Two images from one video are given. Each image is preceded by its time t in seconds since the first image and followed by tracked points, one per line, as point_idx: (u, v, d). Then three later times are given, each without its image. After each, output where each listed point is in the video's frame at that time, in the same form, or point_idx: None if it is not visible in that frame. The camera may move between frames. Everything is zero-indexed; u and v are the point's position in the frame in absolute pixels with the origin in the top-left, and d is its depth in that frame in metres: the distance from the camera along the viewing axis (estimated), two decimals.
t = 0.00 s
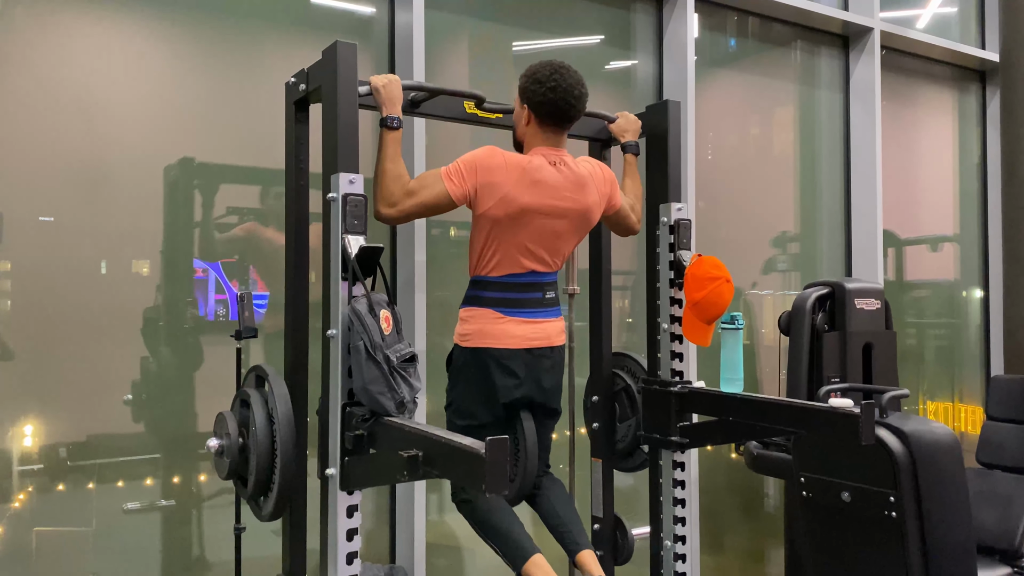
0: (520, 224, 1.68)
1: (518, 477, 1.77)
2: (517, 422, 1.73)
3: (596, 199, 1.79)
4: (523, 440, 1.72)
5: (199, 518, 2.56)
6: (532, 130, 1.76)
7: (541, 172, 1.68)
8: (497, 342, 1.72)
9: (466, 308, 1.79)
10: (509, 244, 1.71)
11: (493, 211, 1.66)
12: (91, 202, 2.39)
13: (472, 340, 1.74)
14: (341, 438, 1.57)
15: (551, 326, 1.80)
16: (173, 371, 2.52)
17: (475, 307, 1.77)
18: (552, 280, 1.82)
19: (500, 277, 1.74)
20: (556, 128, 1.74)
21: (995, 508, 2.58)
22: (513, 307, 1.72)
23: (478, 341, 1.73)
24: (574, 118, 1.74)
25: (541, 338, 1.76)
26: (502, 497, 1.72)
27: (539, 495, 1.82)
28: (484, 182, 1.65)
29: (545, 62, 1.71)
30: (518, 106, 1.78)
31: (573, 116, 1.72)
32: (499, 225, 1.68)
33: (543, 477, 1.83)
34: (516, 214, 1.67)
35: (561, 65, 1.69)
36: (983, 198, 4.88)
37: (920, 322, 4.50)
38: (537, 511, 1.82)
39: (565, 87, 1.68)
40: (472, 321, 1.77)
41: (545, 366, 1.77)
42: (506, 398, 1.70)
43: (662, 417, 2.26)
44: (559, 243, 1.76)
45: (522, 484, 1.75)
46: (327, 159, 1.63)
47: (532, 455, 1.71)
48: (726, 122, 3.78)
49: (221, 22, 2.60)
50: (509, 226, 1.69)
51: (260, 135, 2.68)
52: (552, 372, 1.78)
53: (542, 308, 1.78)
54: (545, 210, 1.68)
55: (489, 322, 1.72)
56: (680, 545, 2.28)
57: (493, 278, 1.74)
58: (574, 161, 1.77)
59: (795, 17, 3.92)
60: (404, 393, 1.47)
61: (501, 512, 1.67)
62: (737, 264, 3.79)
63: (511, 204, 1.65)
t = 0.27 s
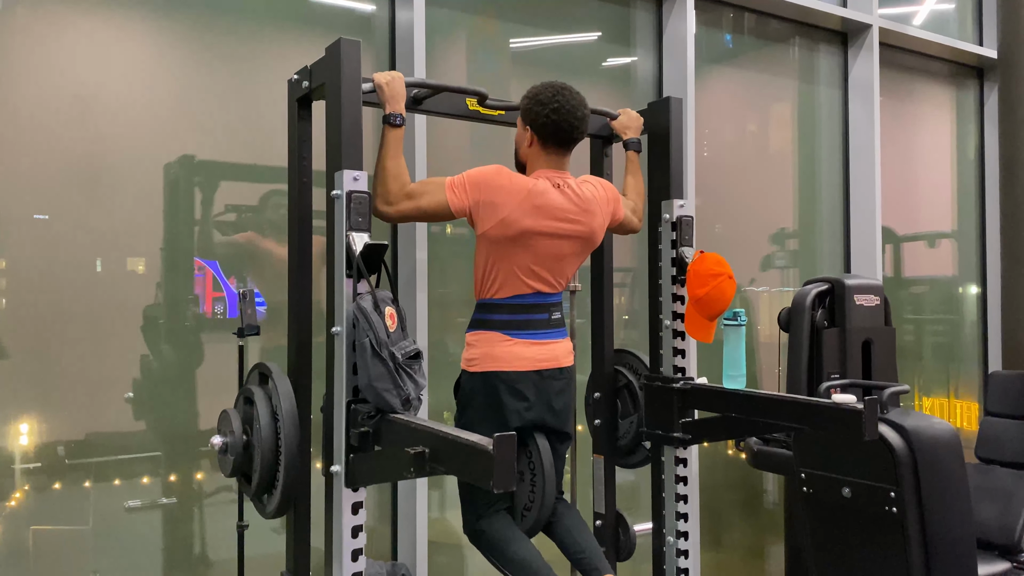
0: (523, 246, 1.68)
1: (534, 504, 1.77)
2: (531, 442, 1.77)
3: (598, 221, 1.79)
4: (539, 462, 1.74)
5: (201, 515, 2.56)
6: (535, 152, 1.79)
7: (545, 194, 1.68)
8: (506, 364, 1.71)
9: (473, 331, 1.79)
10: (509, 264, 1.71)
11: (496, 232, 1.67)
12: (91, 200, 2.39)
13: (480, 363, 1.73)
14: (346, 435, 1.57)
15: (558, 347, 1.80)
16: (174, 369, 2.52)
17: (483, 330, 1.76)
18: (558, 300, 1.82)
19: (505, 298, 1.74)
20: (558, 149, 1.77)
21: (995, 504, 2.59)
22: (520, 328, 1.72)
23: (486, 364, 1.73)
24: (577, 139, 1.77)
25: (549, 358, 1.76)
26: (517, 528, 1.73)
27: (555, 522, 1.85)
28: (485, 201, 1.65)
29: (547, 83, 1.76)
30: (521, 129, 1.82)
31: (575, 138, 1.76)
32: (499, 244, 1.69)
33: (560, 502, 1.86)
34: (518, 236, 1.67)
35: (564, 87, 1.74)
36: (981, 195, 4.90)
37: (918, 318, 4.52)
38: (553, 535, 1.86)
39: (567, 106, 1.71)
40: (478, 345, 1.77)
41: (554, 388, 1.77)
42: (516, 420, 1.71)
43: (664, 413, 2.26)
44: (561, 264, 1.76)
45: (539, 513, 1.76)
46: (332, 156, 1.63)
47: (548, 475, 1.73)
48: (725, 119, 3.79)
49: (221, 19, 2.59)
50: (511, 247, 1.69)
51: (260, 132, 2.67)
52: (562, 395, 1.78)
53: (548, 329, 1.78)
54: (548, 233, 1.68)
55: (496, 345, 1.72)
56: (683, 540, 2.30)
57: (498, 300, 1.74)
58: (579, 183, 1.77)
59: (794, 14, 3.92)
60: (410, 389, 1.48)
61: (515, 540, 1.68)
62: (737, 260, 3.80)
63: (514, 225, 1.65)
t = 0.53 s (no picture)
0: (523, 264, 1.67)
1: (541, 527, 1.72)
2: (535, 463, 1.73)
3: (598, 238, 1.78)
4: (543, 484, 1.69)
5: (201, 512, 2.55)
6: (535, 169, 1.78)
7: (546, 213, 1.66)
8: (510, 385, 1.70)
9: (474, 351, 1.77)
10: (508, 281, 1.69)
11: (496, 249, 1.65)
12: (88, 196, 2.38)
13: (482, 384, 1.72)
14: (349, 432, 1.57)
15: (562, 366, 1.79)
16: (172, 365, 2.51)
17: (484, 350, 1.74)
18: (560, 318, 1.80)
19: (506, 317, 1.72)
20: (559, 167, 1.76)
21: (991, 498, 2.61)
22: (523, 348, 1.71)
23: (489, 385, 1.71)
24: (578, 157, 1.76)
25: (552, 377, 1.75)
26: (524, 553, 1.72)
27: (562, 546, 1.86)
28: (484, 216, 1.64)
29: (549, 101, 1.75)
30: (521, 146, 1.81)
31: (576, 156, 1.75)
32: (498, 261, 1.67)
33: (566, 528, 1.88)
34: (518, 254, 1.65)
35: (564, 105, 1.73)
36: (976, 191, 4.92)
37: (913, 314, 4.54)
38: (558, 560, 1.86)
39: (569, 126, 1.71)
40: (480, 365, 1.75)
41: (558, 408, 1.76)
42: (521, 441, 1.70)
43: (665, 409, 2.28)
44: (562, 283, 1.75)
45: (546, 537, 1.71)
46: (333, 153, 1.63)
47: (554, 497, 1.68)
48: (721, 115, 3.80)
49: (218, 15, 2.58)
50: (511, 265, 1.67)
51: (258, 128, 2.66)
52: (566, 413, 1.77)
53: (551, 348, 1.76)
54: (548, 252, 1.67)
55: (498, 365, 1.70)
56: (683, 536, 2.30)
57: (499, 318, 1.72)
58: (579, 202, 1.76)
59: (791, 10, 3.93)
60: (412, 385, 1.48)
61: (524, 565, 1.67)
62: (734, 257, 3.81)
63: (514, 243, 1.64)
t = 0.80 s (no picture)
0: (519, 287, 1.72)
1: (538, 555, 1.71)
2: (534, 489, 1.74)
3: (593, 260, 1.83)
4: (542, 511, 1.71)
5: (198, 509, 2.55)
6: (531, 195, 1.86)
7: (542, 238, 1.71)
8: (510, 411, 1.73)
9: (473, 376, 1.80)
10: (504, 304, 1.74)
11: (492, 272, 1.70)
12: (83, 193, 2.37)
13: (482, 410, 1.75)
14: (349, 429, 1.57)
15: (561, 391, 1.83)
16: (169, 363, 2.50)
17: (484, 375, 1.78)
18: (557, 342, 1.85)
19: (504, 341, 1.76)
20: (554, 192, 1.84)
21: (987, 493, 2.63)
22: (523, 373, 1.75)
23: (489, 411, 1.74)
24: (573, 181, 1.85)
25: (552, 402, 1.79)
26: None
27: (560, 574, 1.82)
28: (480, 238, 1.69)
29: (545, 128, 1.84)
30: (517, 172, 1.89)
31: (571, 181, 1.83)
32: (494, 284, 1.72)
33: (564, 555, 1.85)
34: (514, 276, 1.70)
35: (561, 131, 1.82)
36: (972, 188, 4.94)
37: (909, 311, 4.56)
38: None
39: (565, 152, 1.79)
40: (480, 392, 1.78)
41: (557, 433, 1.80)
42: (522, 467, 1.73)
43: (664, 405, 2.28)
44: (558, 305, 1.80)
45: (544, 564, 1.70)
46: (332, 149, 1.62)
47: (552, 523, 1.68)
48: (718, 113, 3.80)
49: (214, 10, 2.57)
50: (508, 288, 1.72)
51: (255, 124, 2.65)
52: (565, 439, 1.81)
53: (550, 373, 1.81)
54: (543, 275, 1.72)
55: (500, 390, 1.74)
56: (681, 532, 2.31)
57: (498, 343, 1.76)
58: (575, 226, 1.81)
59: (788, 8, 3.94)
60: (412, 382, 1.48)
61: None
62: (731, 254, 3.82)
63: (511, 266, 1.69)
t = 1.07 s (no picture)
0: (511, 314, 1.72)
1: None
2: (526, 519, 1.74)
3: (586, 287, 1.83)
4: (533, 542, 1.72)
5: (195, 506, 2.54)
6: (523, 225, 1.86)
7: (535, 268, 1.71)
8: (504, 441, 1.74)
9: (469, 403, 1.82)
10: (498, 330, 1.74)
11: (484, 298, 1.71)
12: (79, 189, 2.36)
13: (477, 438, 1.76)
14: (348, 425, 1.57)
15: (555, 419, 1.83)
16: (166, 359, 2.50)
17: (479, 403, 1.79)
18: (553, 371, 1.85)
19: (499, 369, 1.77)
20: (545, 222, 1.84)
21: (983, 489, 2.64)
22: (517, 403, 1.75)
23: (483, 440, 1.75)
24: (564, 214, 1.85)
25: (545, 432, 1.79)
26: None
27: None
28: (475, 263, 1.69)
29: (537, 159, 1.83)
30: (509, 202, 1.89)
31: (562, 213, 1.83)
32: (488, 309, 1.72)
33: None
34: (506, 304, 1.71)
35: (551, 162, 1.82)
36: (968, 185, 4.95)
37: (905, 308, 4.57)
38: None
39: (556, 187, 1.79)
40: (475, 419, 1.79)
41: (550, 462, 1.80)
42: (514, 498, 1.72)
43: (662, 401, 2.28)
44: (551, 334, 1.80)
45: None
46: (331, 145, 1.62)
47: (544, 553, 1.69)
48: (715, 109, 3.80)
49: (211, 5, 2.56)
50: (500, 315, 1.73)
51: (253, 120, 2.65)
52: (559, 466, 1.81)
53: (544, 402, 1.81)
54: (535, 304, 1.73)
55: (492, 420, 1.75)
56: (680, 528, 2.31)
57: (492, 371, 1.77)
58: (569, 255, 1.81)
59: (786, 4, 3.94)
60: (412, 377, 1.48)
61: None
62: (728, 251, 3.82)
63: (502, 294, 1.69)
